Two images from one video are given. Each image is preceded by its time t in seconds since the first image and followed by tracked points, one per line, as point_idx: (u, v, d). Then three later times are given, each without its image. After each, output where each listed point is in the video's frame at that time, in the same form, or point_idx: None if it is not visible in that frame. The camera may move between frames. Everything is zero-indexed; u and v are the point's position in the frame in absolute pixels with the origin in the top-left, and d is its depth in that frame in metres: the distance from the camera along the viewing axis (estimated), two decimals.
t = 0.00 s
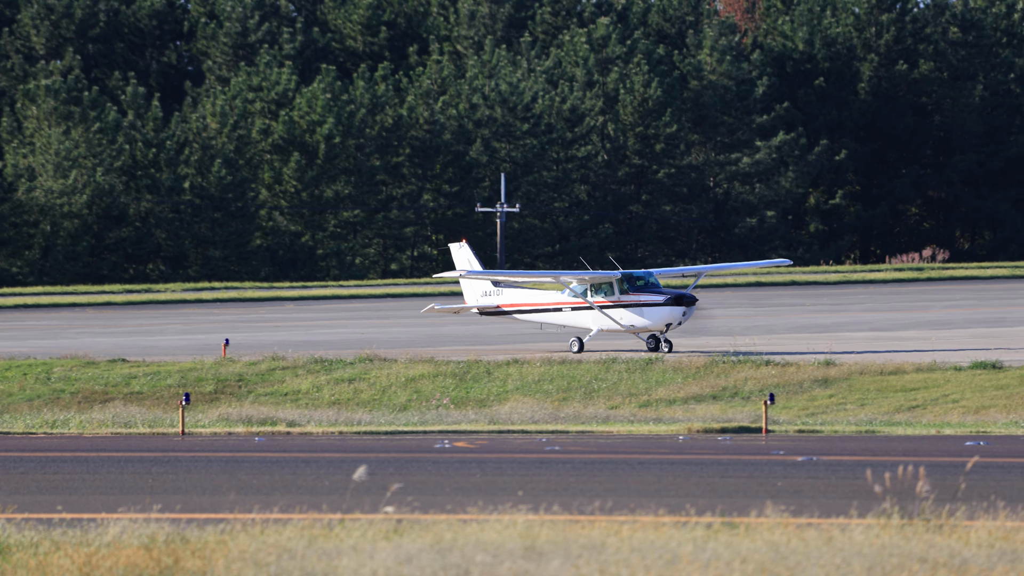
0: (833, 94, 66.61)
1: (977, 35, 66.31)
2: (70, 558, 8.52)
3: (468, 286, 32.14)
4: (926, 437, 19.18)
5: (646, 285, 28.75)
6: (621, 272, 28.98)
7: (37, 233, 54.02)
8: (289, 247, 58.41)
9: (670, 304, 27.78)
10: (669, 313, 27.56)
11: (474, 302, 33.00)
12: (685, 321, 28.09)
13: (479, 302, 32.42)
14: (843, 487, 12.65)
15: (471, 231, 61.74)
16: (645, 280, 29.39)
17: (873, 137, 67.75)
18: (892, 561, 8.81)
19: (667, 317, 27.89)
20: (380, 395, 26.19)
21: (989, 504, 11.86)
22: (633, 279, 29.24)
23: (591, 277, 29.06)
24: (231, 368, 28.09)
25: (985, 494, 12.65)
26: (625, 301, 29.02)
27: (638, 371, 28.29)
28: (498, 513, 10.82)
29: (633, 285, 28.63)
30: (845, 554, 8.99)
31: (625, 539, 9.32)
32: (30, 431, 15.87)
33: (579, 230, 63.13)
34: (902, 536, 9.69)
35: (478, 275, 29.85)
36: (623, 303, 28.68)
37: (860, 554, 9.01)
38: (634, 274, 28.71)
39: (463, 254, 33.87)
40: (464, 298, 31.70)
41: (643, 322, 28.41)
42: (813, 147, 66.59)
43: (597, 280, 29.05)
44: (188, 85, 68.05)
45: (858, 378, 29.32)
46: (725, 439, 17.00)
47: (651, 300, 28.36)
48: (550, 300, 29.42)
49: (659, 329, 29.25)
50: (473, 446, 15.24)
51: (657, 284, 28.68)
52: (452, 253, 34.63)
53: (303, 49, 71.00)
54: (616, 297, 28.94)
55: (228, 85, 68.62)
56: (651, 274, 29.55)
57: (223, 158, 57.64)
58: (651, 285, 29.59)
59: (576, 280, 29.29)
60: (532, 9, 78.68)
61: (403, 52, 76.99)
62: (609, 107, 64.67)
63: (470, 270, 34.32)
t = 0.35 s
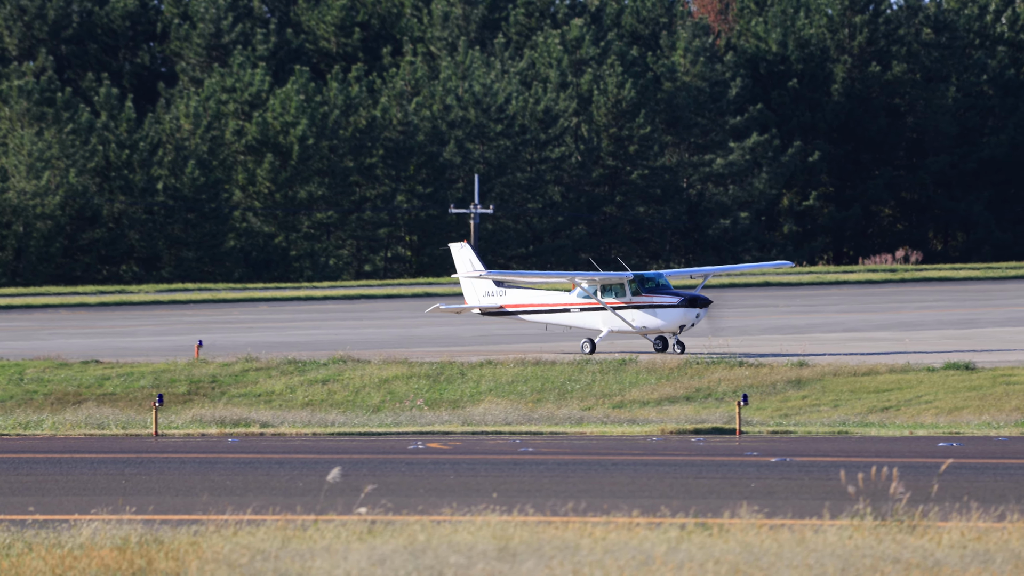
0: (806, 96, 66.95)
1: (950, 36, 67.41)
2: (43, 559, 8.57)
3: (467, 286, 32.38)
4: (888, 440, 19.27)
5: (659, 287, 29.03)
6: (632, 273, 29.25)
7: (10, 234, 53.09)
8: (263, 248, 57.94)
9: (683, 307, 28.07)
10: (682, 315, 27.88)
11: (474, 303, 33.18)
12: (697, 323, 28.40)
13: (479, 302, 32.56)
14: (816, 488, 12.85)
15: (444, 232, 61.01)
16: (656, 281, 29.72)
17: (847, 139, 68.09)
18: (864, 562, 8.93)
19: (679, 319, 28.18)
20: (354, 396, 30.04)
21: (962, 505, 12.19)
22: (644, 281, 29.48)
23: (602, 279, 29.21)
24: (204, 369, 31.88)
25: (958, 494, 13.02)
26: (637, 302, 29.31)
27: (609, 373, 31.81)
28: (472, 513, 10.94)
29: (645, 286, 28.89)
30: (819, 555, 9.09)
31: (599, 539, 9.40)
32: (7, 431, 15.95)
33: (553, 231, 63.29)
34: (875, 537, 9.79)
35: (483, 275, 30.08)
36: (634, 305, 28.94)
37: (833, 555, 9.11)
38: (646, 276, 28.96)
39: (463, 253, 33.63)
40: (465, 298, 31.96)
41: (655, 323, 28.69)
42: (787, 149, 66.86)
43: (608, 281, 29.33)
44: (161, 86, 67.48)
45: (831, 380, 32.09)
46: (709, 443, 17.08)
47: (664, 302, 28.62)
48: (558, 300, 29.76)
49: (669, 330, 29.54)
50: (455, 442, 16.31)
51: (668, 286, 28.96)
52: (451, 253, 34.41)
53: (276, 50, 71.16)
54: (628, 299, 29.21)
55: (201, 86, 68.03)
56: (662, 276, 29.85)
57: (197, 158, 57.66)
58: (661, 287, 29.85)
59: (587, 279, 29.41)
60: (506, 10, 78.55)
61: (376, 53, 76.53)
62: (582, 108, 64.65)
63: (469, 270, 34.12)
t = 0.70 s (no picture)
0: (762, 96, 67.35)
1: (906, 37, 67.60)
2: None
3: (453, 287, 31.81)
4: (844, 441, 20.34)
5: (655, 288, 29.06)
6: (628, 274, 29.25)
7: None
8: (218, 249, 57.45)
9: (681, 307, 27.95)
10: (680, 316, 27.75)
11: (460, 303, 32.88)
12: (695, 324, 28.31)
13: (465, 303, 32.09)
14: (772, 487, 14.66)
15: (401, 232, 60.71)
16: (652, 282, 29.76)
17: (803, 139, 68.40)
18: (821, 563, 9.24)
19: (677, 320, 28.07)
20: (308, 397, 31.26)
21: (916, 507, 13.53)
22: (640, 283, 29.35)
23: (597, 281, 29.05)
24: (160, 369, 32.78)
25: (912, 495, 14.45)
26: (634, 303, 29.33)
27: (565, 373, 33.43)
28: (427, 514, 12.92)
29: (642, 287, 28.90)
30: (775, 556, 9.43)
31: (554, 540, 10.00)
32: None
33: (510, 232, 62.63)
34: (832, 538, 10.18)
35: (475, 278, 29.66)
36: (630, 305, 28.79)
37: (789, 556, 9.44)
38: (641, 277, 28.89)
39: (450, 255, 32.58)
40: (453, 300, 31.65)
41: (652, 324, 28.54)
42: (744, 150, 67.39)
43: (603, 283, 29.31)
44: (116, 87, 67.19)
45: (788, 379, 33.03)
46: (653, 446, 18.75)
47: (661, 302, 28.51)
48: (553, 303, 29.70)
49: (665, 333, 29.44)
50: (400, 449, 17.97)
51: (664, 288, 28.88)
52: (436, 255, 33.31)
53: (232, 51, 70.48)
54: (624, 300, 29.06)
55: (157, 86, 67.25)
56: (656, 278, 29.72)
57: (152, 159, 56.88)
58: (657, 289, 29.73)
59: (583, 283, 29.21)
60: (462, 11, 79.30)
61: (333, 54, 75.84)
62: (538, 109, 63.93)
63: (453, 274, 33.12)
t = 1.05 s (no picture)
0: (717, 99, 67.36)
1: (860, 40, 68.33)
2: None
3: (441, 287, 30.94)
4: (800, 441, 20.73)
5: (650, 289, 28.35)
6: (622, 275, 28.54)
7: None
8: (173, 251, 56.75)
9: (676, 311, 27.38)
10: (674, 320, 27.19)
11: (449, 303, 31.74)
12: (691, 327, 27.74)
13: (453, 304, 31.20)
14: (728, 489, 14.70)
15: (354, 234, 59.95)
16: (647, 283, 29.06)
17: (758, 141, 68.44)
18: (775, 564, 9.19)
19: (672, 324, 27.53)
20: (263, 399, 31.28)
21: (869, 508, 13.56)
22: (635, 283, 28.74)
23: (591, 282, 28.41)
24: (114, 372, 32.66)
25: (866, 496, 14.50)
26: (629, 304, 28.61)
27: (521, 376, 33.50)
28: (381, 517, 13.01)
29: (638, 288, 28.15)
30: (730, 557, 9.38)
31: (510, 542, 9.94)
32: None
33: (465, 235, 61.85)
34: (786, 539, 10.07)
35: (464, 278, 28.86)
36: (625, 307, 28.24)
37: (745, 556, 9.43)
38: (637, 278, 28.20)
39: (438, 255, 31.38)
40: (441, 300, 30.78)
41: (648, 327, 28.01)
42: (698, 152, 67.31)
43: (597, 284, 28.63)
44: (70, 89, 66.89)
45: (744, 380, 33.04)
46: (610, 446, 19.31)
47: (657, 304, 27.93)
48: (544, 303, 28.91)
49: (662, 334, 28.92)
50: (356, 450, 18.44)
51: (660, 288, 28.25)
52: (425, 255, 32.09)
53: (186, 53, 70.77)
54: (619, 301, 28.53)
55: (112, 88, 67.38)
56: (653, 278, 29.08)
57: (107, 161, 56.38)
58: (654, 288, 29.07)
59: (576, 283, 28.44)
60: (417, 14, 78.59)
61: (288, 56, 75.31)
62: (493, 111, 64.32)
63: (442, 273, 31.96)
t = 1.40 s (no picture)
0: (675, 99, 67.42)
1: (818, 41, 68.27)
2: None
3: (436, 289, 30.70)
4: (760, 442, 20.35)
5: (648, 290, 28.08)
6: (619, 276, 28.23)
7: None
8: (130, 252, 56.37)
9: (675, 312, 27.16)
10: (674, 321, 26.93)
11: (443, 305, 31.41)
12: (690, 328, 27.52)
13: (449, 307, 30.92)
14: (686, 490, 14.22)
15: (313, 236, 59.89)
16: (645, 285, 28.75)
17: (716, 142, 68.81)
18: (733, 565, 9.16)
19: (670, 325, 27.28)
20: (221, 400, 31.25)
21: (826, 507, 13.02)
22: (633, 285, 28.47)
23: (588, 284, 28.11)
24: (71, 373, 32.64)
25: (822, 495, 14.00)
26: (626, 305, 28.34)
27: (479, 377, 33.22)
28: (340, 517, 12.90)
29: (635, 290, 27.84)
30: (688, 558, 9.32)
31: (468, 543, 9.89)
32: None
33: (424, 235, 62.22)
34: (743, 541, 10.01)
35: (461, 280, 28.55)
36: (623, 308, 27.98)
37: (703, 557, 9.36)
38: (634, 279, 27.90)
39: (432, 257, 31.09)
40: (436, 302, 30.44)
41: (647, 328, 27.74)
42: (657, 152, 67.56)
43: (595, 285, 28.35)
44: (25, 90, 66.50)
45: (701, 382, 32.15)
46: (570, 446, 19.60)
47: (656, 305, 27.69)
48: (539, 303, 28.58)
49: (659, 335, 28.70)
50: (320, 451, 18.47)
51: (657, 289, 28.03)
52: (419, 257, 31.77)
53: (143, 53, 69.19)
54: (617, 302, 28.27)
55: (68, 89, 66.90)
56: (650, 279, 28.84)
57: (63, 162, 54.99)
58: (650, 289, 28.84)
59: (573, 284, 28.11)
60: (375, 14, 77.74)
61: (246, 57, 75.89)
62: (451, 112, 63.45)
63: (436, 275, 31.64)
